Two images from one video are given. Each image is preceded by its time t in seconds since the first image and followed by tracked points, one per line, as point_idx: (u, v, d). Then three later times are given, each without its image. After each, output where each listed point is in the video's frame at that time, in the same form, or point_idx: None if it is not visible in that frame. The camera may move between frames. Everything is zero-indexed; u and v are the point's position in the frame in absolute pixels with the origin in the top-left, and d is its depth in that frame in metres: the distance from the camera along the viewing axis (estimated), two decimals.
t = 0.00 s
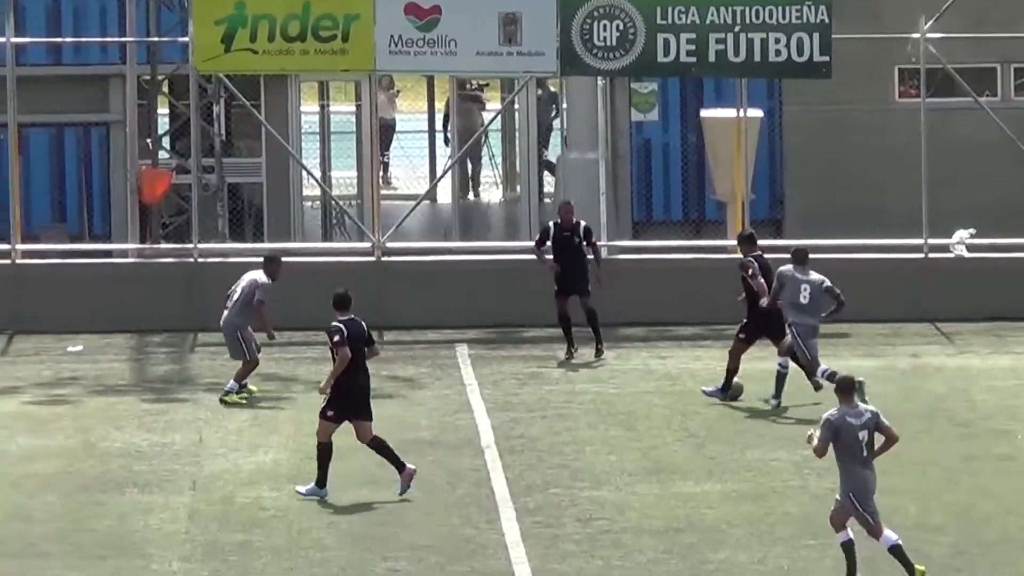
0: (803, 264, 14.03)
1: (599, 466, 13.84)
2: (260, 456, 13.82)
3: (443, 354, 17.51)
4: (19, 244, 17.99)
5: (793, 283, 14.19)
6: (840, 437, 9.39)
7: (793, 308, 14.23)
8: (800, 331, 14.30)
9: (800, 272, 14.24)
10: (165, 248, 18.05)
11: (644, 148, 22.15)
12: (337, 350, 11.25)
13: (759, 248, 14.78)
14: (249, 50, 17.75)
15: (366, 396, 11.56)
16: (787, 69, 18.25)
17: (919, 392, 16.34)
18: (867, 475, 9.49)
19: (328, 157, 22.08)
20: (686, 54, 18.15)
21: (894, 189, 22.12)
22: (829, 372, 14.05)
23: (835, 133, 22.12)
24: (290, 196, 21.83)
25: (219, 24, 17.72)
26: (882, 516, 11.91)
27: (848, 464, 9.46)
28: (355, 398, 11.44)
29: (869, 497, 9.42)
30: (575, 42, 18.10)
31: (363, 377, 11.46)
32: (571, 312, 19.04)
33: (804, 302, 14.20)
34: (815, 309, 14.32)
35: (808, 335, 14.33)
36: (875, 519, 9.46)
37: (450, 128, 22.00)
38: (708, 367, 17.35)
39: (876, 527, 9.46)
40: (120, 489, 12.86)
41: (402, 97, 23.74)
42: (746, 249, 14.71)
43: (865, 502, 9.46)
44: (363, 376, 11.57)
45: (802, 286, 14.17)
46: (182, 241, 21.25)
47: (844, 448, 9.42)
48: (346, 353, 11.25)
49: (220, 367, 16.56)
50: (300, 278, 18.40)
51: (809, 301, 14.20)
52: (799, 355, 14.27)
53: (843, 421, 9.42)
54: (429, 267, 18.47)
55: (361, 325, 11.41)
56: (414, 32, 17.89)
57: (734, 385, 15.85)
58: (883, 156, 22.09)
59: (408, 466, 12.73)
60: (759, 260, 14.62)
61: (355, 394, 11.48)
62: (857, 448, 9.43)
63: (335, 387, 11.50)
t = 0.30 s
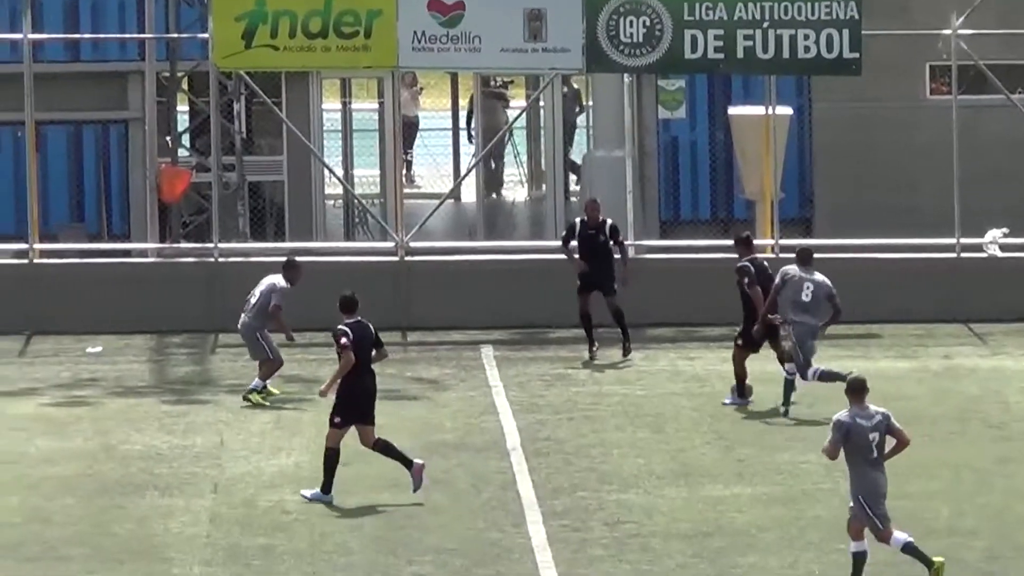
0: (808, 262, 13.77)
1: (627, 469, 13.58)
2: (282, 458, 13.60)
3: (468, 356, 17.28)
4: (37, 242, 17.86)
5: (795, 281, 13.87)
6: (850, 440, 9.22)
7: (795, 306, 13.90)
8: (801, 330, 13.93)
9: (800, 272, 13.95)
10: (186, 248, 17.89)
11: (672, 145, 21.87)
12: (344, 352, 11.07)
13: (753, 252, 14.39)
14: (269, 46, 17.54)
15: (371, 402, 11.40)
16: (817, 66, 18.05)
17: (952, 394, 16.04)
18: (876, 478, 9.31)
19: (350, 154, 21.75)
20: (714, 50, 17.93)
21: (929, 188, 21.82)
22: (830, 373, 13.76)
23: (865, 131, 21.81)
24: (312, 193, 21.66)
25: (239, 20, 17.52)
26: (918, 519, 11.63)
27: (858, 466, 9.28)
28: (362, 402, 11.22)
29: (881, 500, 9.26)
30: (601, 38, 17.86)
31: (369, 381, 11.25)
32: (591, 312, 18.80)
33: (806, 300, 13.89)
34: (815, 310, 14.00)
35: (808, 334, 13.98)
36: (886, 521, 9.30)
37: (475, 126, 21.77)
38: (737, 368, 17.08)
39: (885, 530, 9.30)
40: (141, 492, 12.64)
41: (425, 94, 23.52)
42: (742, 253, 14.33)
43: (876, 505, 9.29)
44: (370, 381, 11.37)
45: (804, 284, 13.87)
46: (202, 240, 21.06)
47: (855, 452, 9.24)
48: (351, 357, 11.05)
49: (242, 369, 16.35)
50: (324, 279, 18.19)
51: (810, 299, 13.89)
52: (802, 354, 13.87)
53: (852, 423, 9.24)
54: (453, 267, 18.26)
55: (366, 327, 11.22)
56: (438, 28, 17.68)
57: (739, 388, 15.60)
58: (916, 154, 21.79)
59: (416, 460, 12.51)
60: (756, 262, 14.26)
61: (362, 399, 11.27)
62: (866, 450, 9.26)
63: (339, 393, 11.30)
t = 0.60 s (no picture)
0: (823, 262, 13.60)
1: (676, 472, 13.19)
2: (323, 461, 13.26)
3: (512, 358, 16.91)
4: (71, 242, 17.61)
5: (809, 283, 13.66)
6: (876, 450, 8.85)
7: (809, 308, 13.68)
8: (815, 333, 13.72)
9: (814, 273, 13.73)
10: (225, 246, 17.62)
11: (720, 141, 21.52)
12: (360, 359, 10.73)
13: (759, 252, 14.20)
14: (307, 40, 17.23)
15: (392, 411, 11.00)
16: (868, 60, 17.62)
17: (1012, 395, 15.56)
18: (902, 489, 8.95)
19: (391, 151, 21.39)
20: (763, 44, 17.54)
21: (982, 184, 21.33)
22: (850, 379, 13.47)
23: (917, 127, 21.35)
24: (353, 192, 21.34)
25: (277, 13, 17.22)
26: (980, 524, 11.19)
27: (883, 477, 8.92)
28: (379, 409, 10.81)
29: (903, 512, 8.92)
30: (648, 31, 17.49)
31: (388, 388, 10.85)
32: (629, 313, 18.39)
33: (820, 302, 13.67)
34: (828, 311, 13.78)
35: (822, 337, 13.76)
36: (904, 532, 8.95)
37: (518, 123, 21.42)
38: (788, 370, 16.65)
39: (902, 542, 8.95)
40: (178, 496, 12.32)
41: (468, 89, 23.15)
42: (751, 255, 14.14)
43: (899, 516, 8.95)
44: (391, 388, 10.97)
45: (819, 286, 13.64)
46: (240, 239, 20.73)
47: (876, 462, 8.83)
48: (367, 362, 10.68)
49: (281, 370, 16.03)
50: (367, 279, 17.84)
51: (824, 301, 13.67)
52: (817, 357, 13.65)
53: (878, 433, 8.88)
54: (497, 265, 17.91)
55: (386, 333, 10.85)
56: (480, 21, 17.34)
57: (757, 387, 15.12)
58: (968, 150, 21.31)
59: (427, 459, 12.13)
60: (762, 266, 14.04)
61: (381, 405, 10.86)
62: (891, 461, 8.89)
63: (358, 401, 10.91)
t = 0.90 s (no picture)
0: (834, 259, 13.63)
1: (718, 474, 12.92)
2: (358, 463, 13.05)
3: (552, 358, 16.66)
4: (103, 239, 17.45)
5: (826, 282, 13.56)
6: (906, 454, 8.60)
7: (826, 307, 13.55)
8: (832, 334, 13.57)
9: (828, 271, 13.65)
10: (260, 245, 17.45)
11: (763, 138, 21.21)
12: (374, 361, 10.54)
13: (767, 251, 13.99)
14: (343, 35, 17.02)
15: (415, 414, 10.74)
16: (913, 56, 17.31)
17: None
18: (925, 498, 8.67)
19: (429, 149, 21.20)
20: (806, 39, 17.27)
21: None
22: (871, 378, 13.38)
23: (962, 124, 20.98)
24: (390, 190, 21.16)
25: (313, 8, 17.02)
26: None
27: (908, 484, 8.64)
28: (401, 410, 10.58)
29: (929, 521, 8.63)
30: (689, 26, 17.25)
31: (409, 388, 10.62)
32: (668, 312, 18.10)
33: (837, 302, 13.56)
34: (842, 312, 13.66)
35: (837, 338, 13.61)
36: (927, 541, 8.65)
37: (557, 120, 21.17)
38: (833, 370, 16.34)
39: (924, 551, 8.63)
40: (213, 499, 12.13)
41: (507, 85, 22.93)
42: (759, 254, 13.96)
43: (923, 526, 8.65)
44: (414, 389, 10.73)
45: (836, 285, 13.55)
46: (275, 237, 20.58)
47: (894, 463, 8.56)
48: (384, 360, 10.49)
49: (317, 370, 15.83)
50: (405, 278, 17.62)
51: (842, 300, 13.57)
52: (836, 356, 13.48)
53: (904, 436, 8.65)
54: (534, 264, 17.67)
55: (407, 333, 10.63)
56: (519, 16, 17.12)
57: (761, 386, 14.70)
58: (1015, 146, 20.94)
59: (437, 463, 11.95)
60: (772, 263, 13.86)
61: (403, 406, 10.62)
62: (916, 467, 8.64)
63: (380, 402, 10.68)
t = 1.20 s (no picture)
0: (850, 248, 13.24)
1: (776, 479, 12.54)
2: (406, 466, 12.75)
3: (605, 359, 16.31)
4: (146, 238, 17.22)
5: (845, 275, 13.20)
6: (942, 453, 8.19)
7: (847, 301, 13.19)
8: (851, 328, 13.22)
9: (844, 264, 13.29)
10: (307, 242, 17.19)
11: (823, 135, 20.83)
12: (402, 356, 10.20)
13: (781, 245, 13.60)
14: (393, 28, 16.72)
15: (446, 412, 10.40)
16: (976, 49, 16.87)
17: None
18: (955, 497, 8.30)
19: (481, 145, 20.88)
20: (867, 33, 16.86)
21: None
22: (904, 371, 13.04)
23: None
24: (442, 188, 20.87)
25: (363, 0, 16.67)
26: None
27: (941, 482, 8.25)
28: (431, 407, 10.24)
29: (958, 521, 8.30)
30: (746, 20, 16.87)
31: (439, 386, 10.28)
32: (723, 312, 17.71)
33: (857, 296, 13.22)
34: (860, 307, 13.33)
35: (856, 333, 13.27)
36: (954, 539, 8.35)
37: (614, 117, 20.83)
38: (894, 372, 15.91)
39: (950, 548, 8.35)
40: (258, 503, 11.86)
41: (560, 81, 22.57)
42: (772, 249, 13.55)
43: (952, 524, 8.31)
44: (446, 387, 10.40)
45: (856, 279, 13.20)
46: (324, 234, 20.32)
47: (938, 471, 8.13)
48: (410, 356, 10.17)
49: (366, 371, 15.54)
50: (457, 277, 17.32)
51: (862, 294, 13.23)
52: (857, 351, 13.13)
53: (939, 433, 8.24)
54: (586, 263, 17.32)
55: (437, 328, 10.31)
56: (572, 9, 16.77)
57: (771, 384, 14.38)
58: None
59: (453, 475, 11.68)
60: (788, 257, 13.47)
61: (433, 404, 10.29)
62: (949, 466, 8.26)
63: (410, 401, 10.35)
